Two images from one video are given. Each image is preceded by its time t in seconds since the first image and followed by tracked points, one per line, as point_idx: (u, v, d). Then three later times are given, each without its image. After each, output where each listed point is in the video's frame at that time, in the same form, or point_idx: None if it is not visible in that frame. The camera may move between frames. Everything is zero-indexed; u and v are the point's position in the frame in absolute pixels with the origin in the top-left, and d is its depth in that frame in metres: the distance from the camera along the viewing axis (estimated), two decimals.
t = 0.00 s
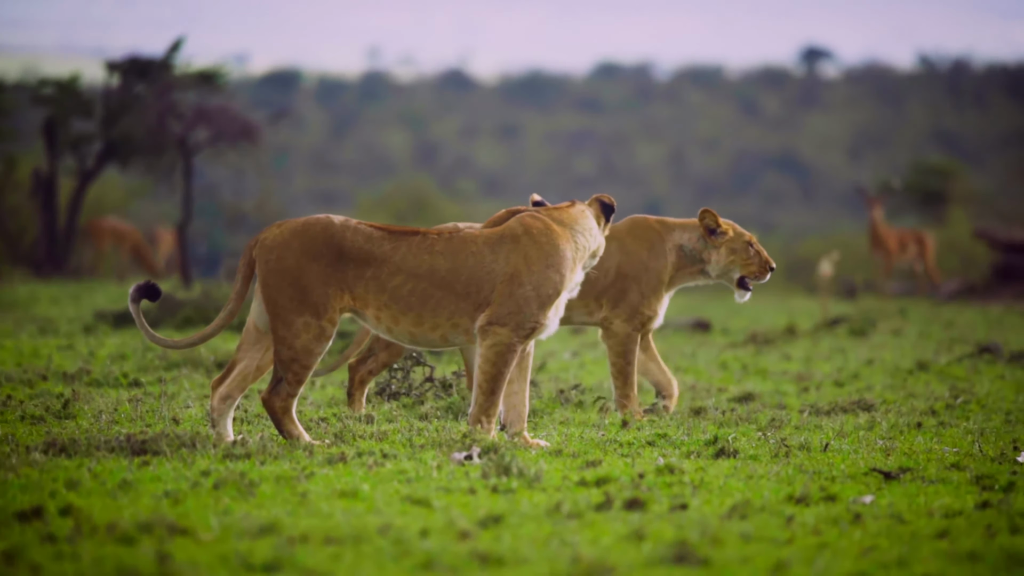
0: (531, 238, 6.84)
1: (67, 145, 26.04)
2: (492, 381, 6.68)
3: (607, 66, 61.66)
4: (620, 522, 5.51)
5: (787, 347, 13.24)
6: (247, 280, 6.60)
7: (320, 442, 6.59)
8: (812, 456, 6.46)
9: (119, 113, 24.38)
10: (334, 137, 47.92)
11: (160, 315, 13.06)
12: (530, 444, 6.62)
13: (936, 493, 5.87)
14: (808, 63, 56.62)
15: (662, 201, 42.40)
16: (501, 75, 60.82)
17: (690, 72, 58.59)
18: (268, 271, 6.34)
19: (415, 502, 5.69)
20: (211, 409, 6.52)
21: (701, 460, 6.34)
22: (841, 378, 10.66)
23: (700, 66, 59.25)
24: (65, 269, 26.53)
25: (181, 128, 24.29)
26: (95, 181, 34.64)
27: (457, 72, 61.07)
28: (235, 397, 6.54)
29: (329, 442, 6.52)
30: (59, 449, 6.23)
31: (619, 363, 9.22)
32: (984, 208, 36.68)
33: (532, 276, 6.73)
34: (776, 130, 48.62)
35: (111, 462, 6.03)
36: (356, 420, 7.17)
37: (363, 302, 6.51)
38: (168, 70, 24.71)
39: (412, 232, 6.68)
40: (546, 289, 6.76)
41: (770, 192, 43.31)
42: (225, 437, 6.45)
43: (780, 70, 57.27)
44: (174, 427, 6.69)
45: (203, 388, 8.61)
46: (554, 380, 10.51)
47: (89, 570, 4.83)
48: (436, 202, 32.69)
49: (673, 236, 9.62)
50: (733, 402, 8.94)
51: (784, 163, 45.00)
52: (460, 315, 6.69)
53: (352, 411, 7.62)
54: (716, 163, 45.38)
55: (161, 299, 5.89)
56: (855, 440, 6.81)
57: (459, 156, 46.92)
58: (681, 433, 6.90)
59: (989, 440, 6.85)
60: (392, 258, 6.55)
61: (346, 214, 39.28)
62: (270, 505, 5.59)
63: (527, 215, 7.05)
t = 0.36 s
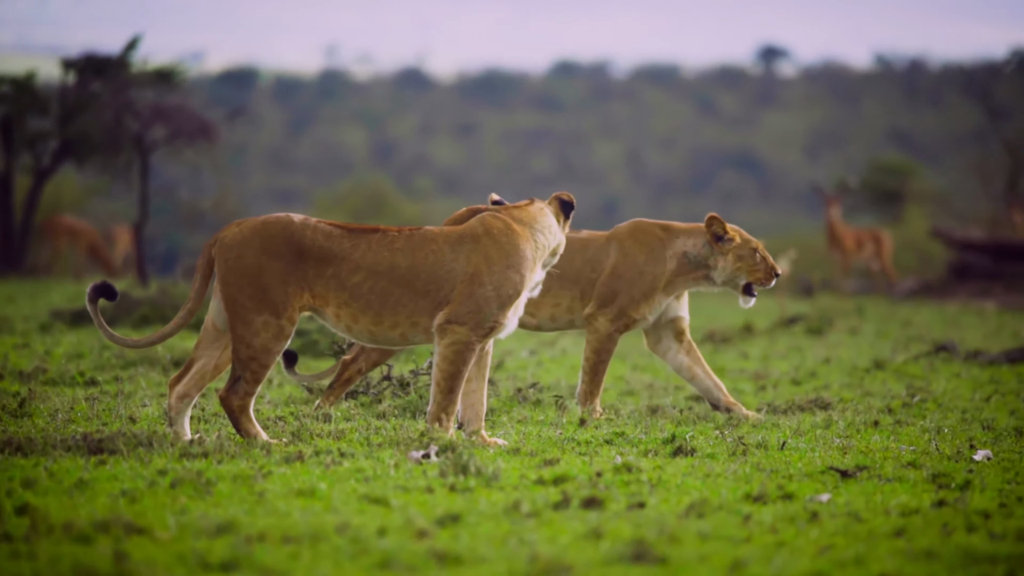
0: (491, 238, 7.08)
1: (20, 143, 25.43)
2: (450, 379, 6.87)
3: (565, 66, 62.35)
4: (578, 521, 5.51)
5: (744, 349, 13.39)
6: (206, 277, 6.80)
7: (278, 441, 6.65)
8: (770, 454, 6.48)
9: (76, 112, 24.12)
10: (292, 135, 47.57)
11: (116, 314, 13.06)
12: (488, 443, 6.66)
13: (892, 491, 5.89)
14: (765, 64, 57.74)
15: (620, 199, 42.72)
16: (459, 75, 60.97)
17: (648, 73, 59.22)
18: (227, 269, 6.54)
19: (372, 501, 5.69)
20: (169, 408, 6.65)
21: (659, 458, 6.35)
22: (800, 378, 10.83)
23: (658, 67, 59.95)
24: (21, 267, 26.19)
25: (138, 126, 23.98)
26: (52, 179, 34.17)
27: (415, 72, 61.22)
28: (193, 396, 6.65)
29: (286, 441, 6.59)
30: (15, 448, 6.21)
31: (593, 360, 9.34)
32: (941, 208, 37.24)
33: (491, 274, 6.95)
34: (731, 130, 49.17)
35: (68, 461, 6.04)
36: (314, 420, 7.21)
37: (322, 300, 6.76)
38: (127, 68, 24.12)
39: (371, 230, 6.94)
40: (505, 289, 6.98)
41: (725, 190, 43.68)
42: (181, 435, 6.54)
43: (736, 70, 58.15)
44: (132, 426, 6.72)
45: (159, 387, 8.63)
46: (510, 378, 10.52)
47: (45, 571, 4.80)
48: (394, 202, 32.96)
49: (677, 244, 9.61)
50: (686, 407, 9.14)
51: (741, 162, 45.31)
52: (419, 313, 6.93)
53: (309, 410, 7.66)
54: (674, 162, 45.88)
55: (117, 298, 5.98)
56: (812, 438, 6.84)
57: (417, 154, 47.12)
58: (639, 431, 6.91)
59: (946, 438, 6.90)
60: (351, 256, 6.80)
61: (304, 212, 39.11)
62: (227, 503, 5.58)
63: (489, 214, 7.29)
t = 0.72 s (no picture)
0: (446, 238, 7.24)
1: None
2: (409, 377, 7.02)
3: (518, 64, 62.33)
4: (532, 521, 5.52)
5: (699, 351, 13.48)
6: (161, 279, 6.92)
7: (231, 442, 6.67)
8: (723, 454, 6.49)
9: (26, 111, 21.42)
10: (244, 135, 46.57)
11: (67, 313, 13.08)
12: (441, 443, 6.68)
13: (845, 491, 5.91)
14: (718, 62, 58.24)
15: (576, 201, 42.87)
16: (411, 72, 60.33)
17: (602, 72, 59.28)
18: (182, 268, 6.67)
19: (326, 501, 5.68)
20: (121, 408, 6.73)
21: (612, 459, 6.35)
22: (753, 379, 10.99)
23: (611, 65, 60.03)
24: None
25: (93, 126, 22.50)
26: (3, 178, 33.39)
27: (367, 69, 60.35)
28: (146, 396, 6.77)
29: (238, 441, 6.63)
30: None
31: (568, 361, 9.27)
32: (896, 209, 37.53)
33: (446, 273, 7.12)
34: (685, 129, 49.22)
35: (20, 461, 6.04)
36: (268, 420, 7.28)
37: (277, 299, 6.90)
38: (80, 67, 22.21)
39: (326, 230, 7.10)
40: (460, 287, 7.15)
41: (679, 191, 43.57)
42: (133, 437, 6.56)
43: (691, 70, 58.48)
44: (84, 426, 6.77)
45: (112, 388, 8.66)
46: (464, 378, 10.52)
47: None
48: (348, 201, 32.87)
49: (678, 252, 9.63)
50: (639, 408, 9.24)
51: (694, 160, 45.25)
52: (374, 311, 7.08)
53: (263, 410, 7.71)
54: (627, 163, 46.03)
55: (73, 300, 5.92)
56: (765, 438, 6.86)
57: (371, 155, 46.38)
58: (592, 432, 6.94)
59: (899, 438, 6.94)
60: (306, 255, 6.95)
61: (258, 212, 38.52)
62: (179, 504, 5.57)
63: (445, 214, 7.45)
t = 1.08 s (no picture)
0: (396, 240, 7.42)
1: None
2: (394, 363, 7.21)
3: (466, 64, 62.62)
4: (479, 520, 5.52)
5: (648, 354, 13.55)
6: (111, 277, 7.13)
7: (178, 441, 6.72)
8: (671, 453, 6.49)
9: None
10: (191, 134, 45.85)
11: (15, 311, 13.25)
12: (388, 442, 6.72)
13: (792, 489, 5.92)
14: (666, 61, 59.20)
15: (526, 199, 43.11)
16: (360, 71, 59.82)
17: (550, 71, 59.62)
18: (131, 267, 6.88)
19: (273, 500, 5.68)
20: (70, 406, 6.93)
21: (560, 457, 6.36)
22: (701, 379, 11.16)
23: (558, 65, 60.41)
24: None
25: (38, 123, 21.95)
26: None
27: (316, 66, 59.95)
28: (95, 394, 6.97)
29: (185, 438, 6.72)
30: None
31: (579, 360, 9.53)
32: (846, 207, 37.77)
33: (395, 274, 7.30)
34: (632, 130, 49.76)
35: None
36: (215, 418, 7.39)
37: (227, 299, 7.12)
38: (22, 66, 22.20)
39: (278, 230, 7.27)
40: (409, 287, 7.32)
41: (628, 189, 44.56)
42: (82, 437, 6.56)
43: (638, 69, 59.18)
44: (31, 425, 6.87)
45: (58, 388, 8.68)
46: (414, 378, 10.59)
47: None
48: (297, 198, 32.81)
49: (668, 241, 9.97)
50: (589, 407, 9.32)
51: (643, 162, 46.33)
52: (325, 311, 7.29)
53: (210, 409, 7.84)
54: (575, 162, 46.60)
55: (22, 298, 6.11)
56: (712, 437, 6.89)
57: (319, 153, 45.87)
58: (540, 430, 6.98)
59: (846, 436, 6.98)
60: (258, 255, 7.13)
61: (206, 211, 38.07)
62: (127, 503, 5.57)
63: (398, 213, 7.61)
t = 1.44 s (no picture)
0: (355, 239, 7.43)
1: None
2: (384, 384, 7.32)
3: (414, 64, 62.94)
4: (428, 519, 5.52)
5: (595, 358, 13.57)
6: (65, 273, 7.12)
7: (126, 441, 6.73)
8: (620, 452, 6.51)
9: None
10: (139, 131, 45.24)
11: None
12: (337, 442, 6.74)
13: (741, 489, 5.93)
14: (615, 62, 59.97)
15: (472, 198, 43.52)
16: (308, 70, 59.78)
17: (498, 70, 59.94)
18: (87, 266, 6.89)
19: (221, 500, 5.68)
20: (23, 404, 6.99)
21: (509, 457, 6.37)
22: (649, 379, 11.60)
23: (506, 65, 60.77)
24: None
25: None
26: None
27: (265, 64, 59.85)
28: (47, 392, 7.06)
29: (132, 438, 6.74)
30: None
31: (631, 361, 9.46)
32: (793, 206, 37.97)
33: (358, 275, 7.33)
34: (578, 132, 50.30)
35: None
36: (162, 417, 7.48)
37: (185, 299, 7.14)
38: None
39: (236, 229, 7.27)
40: (374, 287, 7.35)
41: (576, 189, 45.07)
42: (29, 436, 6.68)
43: (586, 69, 59.79)
44: None
45: (4, 390, 8.81)
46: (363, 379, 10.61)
47: None
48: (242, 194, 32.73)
49: (662, 240, 10.00)
50: (536, 406, 9.40)
51: (588, 159, 47.45)
52: (287, 311, 7.31)
53: (158, 409, 7.89)
54: (523, 162, 47.04)
55: None
56: (661, 436, 6.92)
57: (268, 152, 45.77)
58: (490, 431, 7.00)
59: (794, 436, 7.02)
60: (216, 255, 7.15)
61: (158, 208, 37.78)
62: (74, 503, 5.55)
63: (358, 213, 7.61)
